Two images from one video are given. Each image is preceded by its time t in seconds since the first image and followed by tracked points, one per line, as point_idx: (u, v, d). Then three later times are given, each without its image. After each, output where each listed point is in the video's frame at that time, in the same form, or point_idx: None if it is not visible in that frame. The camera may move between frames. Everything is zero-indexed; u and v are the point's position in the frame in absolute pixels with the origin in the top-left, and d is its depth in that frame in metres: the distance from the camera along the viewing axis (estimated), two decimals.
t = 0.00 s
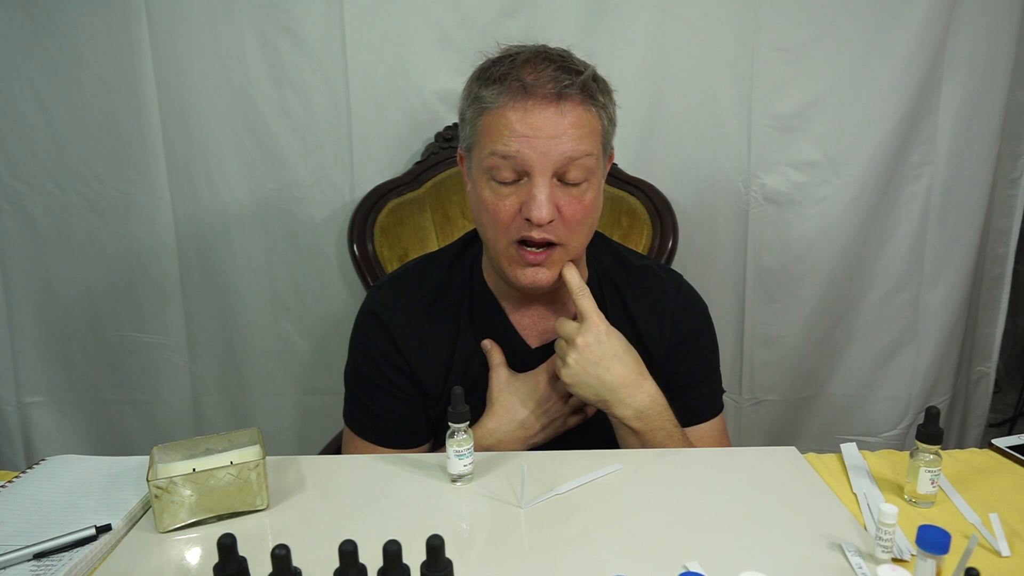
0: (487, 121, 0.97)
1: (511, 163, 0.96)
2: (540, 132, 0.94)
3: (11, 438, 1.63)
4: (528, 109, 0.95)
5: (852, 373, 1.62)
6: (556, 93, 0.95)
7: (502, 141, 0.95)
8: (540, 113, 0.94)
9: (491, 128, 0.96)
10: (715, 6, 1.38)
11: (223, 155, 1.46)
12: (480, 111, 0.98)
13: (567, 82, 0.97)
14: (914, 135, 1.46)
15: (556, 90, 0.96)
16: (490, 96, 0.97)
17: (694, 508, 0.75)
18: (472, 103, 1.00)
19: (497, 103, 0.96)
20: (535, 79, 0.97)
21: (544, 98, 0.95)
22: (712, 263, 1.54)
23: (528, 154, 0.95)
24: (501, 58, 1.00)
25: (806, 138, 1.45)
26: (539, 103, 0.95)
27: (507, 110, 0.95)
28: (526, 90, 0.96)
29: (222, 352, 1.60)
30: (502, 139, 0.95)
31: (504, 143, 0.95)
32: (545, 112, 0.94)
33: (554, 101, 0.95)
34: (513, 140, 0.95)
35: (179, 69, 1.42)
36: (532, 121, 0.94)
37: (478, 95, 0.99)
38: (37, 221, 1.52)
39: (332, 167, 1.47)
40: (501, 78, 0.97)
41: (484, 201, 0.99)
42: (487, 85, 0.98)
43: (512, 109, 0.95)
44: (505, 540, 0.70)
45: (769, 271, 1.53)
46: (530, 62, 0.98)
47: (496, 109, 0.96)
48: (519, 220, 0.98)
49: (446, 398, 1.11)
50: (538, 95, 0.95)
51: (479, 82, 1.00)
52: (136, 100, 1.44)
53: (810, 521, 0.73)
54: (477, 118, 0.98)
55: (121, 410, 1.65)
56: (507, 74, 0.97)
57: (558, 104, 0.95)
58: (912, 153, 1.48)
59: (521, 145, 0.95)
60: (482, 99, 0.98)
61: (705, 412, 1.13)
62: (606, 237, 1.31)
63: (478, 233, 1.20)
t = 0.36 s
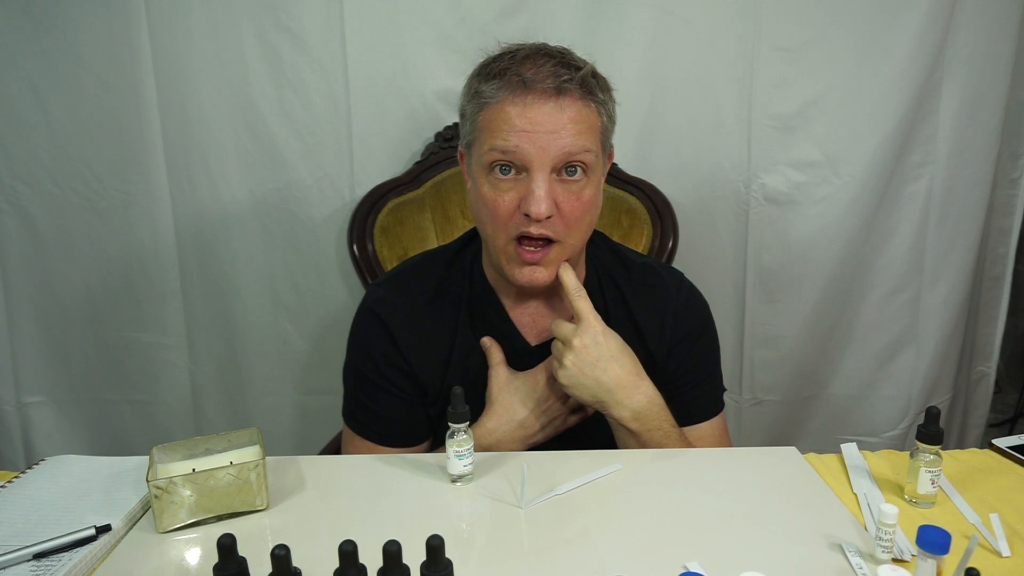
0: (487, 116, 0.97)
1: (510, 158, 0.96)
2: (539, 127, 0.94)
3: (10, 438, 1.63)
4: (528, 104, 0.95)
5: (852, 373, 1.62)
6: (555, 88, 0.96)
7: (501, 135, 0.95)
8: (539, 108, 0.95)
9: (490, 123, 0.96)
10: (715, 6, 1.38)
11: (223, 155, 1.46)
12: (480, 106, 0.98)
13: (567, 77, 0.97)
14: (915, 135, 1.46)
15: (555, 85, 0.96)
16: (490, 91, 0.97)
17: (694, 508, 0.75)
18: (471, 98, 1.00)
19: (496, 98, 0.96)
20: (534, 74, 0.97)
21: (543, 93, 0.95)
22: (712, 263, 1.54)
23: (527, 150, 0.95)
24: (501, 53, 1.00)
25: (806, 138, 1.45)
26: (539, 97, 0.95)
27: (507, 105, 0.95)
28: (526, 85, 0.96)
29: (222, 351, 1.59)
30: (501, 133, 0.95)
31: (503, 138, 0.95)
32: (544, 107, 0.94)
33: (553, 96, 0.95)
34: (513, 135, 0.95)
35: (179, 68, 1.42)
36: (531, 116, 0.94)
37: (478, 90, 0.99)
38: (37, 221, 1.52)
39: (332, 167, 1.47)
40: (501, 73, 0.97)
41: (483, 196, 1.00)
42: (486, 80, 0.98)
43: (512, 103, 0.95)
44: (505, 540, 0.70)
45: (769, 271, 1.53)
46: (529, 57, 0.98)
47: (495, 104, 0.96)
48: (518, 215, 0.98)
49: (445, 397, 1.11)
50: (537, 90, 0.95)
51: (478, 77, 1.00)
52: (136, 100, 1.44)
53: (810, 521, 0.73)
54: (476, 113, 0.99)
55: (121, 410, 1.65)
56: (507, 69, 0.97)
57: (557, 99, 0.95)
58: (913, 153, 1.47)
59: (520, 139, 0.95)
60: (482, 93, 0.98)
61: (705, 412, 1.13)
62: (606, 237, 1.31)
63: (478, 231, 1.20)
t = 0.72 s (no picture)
0: (479, 141, 0.96)
1: (505, 182, 0.96)
2: (533, 152, 0.94)
3: (10, 437, 1.63)
4: (519, 129, 0.94)
5: (852, 373, 1.62)
6: (545, 110, 0.94)
7: (495, 162, 0.95)
8: (531, 133, 0.94)
9: (484, 149, 0.96)
10: (715, 6, 1.38)
11: (223, 155, 1.46)
12: (471, 131, 0.97)
13: (556, 96, 0.95)
14: (915, 134, 1.46)
15: (545, 107, 0.95)
16: (480, 116, 0.96)
17: (693, 508, 0.75)
18: (462, 121, 0.99)
19: (487, 125, 0.95)
20: (524, 97, 0.95)
21: (534, 117, 0.94)
22: (712, 263, 1.54)
23: (523, 174, 0.95)
24: (487, 73, 0.98)
25: (806, 138, 1.45)
26: (530, 122, 0.94)
27: (498, 131, 0.95)
28: (516, 109, 0.94)
29: (222, 351, 1.59)
30: (496, 160, 0.95)
31: (498, 164, 0.95)
32: (535, 132, 0.94)
33: (545, 119, 0.94)
34: (507, 162, 0.95)
35: (179, 69, 1.42)
36: (525, 142, 0.94)
37: (467, 114, 0.98)
38: (36, 221, 1.52)
39: (332, 167, 1.47)
40: (490, 97, 0.96)
41: (482, 218, 1.00)
42: (475, 104, 0.97)
43: (504, 130, 0.94)
44: (505, 540, 0.70)
45: (769, 271, 1.53)
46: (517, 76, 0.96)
47: (487, 131, 0.95)
48: (518, 236, 0.98)
49: (445, 397, 1.10)
50: (527, 114, 0.94)
51: (467, 99, 0.99)
52: (137, 100, 1.44)
53: (810, 521, 0.73)
54: (468, 137, 0.98)
55: (121, 410, 1.65)
56: (495, 92, 0.96)
57: (548, 121, 0.94)
58: (912, 153, 1.47)
59: (514, 165, 0.95)
60: (472, 118, 0.97)
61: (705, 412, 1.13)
62: (606, 237, 1.31)
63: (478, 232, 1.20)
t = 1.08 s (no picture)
0: (517, 164, 0.94)
1: (540, 207, 0.95)
2: (573, 184, 0.93)
3: (10, 438, 1.63)
4: (563, 160, 0.92)
5: (852, 373, 1.62)
6: (591, 142, 0.92)
7: (532, 188, 0.94)
8: (575, 165, 0.92)
9: (522, 173, 0.94)
10: (715, 6, 1.38)
11: (223, 155, 1.46)
12: (511, 151, 0.95)
13: (604, 128, 0.93)
14: (915, 134, 1.46)
15: (592, 138, 0.92)
16: (523, 140, 0.93)
17: (693, 508, 0.75)
18: (499, 138, 0.96)
19: (530, 150, 0.93)
20: (571, 126, 0.92)
21: (580, 149, 0.92)
22: (712, 263, 1.54)
23: (560, 204, 0.94)
24: (534, 94, 0.95)
25: (806, 138, 1.45)
26: (575, 153, 0.92)
27: (541, 158, 0.92)
28: (561, 138, 0.92)
29: (222, 351, 1.60)
30: (533, 187, 0.94)
31: (536, 191, 0.94)
32: (579, 164, 0.92)
33: (590, 153, 0.92)
34: (545, 190, 0.93)
35: (179, 69, 1.42)
36: (567, 172, 0.92)
37: (508, 134, 0.95)
38: (37, 221, 1.52)
39: (332, 167, 1.47)
40: (536, 122, 0.93)
41: (508, 235, 0.99)
42: (517, 125, 0.94)
43: (546, 158, 0.92)
44: (505, 540, 0.70)
45: (769, 271, 1.53)
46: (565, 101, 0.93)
47: (529, 156, 0.93)
48: (544, 258, 0.98)
49: (446, 398, 1.11)
50: (574, 145, 0.92)
51: (508, 117, 0.95)
52: (137, 100, 1.44)
53: (810, 521, 0.73)
54: (505, 157, 0.95)
55: (121, 410, 1.65)
56: (542, 117, 0.93)
57: (594, 154, 0.92)
58: (912, 153, 1.47)
59: (552, 194, 0.93)
60: (512, 140, 0.94)
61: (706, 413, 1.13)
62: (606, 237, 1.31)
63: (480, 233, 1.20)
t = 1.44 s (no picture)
0: (502, 134, 0.95)
1: (524, 179, 0.95)
2: (556, 153, 0.93)
3: (10, 437, 1.63)
4: (547, 128, 0.92)
5: (852, 373, 1.62)
6: (575, 111, 0.93)
7: (516, 157, 0.94)
8: (558, 133, 0.92)
9: (506, 142, 0.95)
10: (715, 6, 1.38)
11: (223, 155, 1.47)
12: (496, 122, 0.96)
13: (588, 99, 0.94)
14: (915, 134, 1.46)
15: (576, 107, 0.93)
16: (507, 109, 0.94)
17: (693, 508, 0.75)
18: (487, 111, 0.97)
19: (514, 119, 0.94)
20: (555, 95, 0.94)
21: (563, 117, 0.93)
22: (712, 263, 1.54)
23: (543, 174, 0.94)
24: (521, 68, 0.96)
25: (806, 138, 1.45)
26: (558, 122, 0.92)
27: (525, 126, 0.93)
28: (545, 107, 0.93)
29: (222, 351, 1.60)
30: (517, 157, 0.94)
31: (519, 161, 0.94)
32: (563, 132, 0.92)
33: (574, 122, 0.93)
34: (528, 160, 0.93)
35: (179, 69, 1.42)
36: (549, 140, 0.92)
37: (495, 105, 0.96)
38: (36, 221, 1.52)
39: (333, 167, 1.47)
40: (521, 91, 0.94)
41: (493, 210, 0.99)
42: (504, 96, 0.95)
43: (529, 126, 0.93)
44: (505, 540, 0.70)
45: (769, 271, 1.53)
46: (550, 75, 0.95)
47: (513, 124, 0.94)
48: (528, 233, 0.98)
49: (446, 398, 1.11)
50: (558, 114, 0.93)
51: (496, 90, 0.97)
52: (137, 100, 1.44)
53: (810, 521, 0.73)
54: (492, 128, 0.96)
55: (122, 410, 1.65)
56: (528, 87, 0.94)
57: (577, 123, 0.93)
58: (912, 153, 1.47)
59: (535, 163, 0.93)
60: (498, 110, 0.95)
61: (706, 413, 1.13)
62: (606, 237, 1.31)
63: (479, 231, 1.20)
